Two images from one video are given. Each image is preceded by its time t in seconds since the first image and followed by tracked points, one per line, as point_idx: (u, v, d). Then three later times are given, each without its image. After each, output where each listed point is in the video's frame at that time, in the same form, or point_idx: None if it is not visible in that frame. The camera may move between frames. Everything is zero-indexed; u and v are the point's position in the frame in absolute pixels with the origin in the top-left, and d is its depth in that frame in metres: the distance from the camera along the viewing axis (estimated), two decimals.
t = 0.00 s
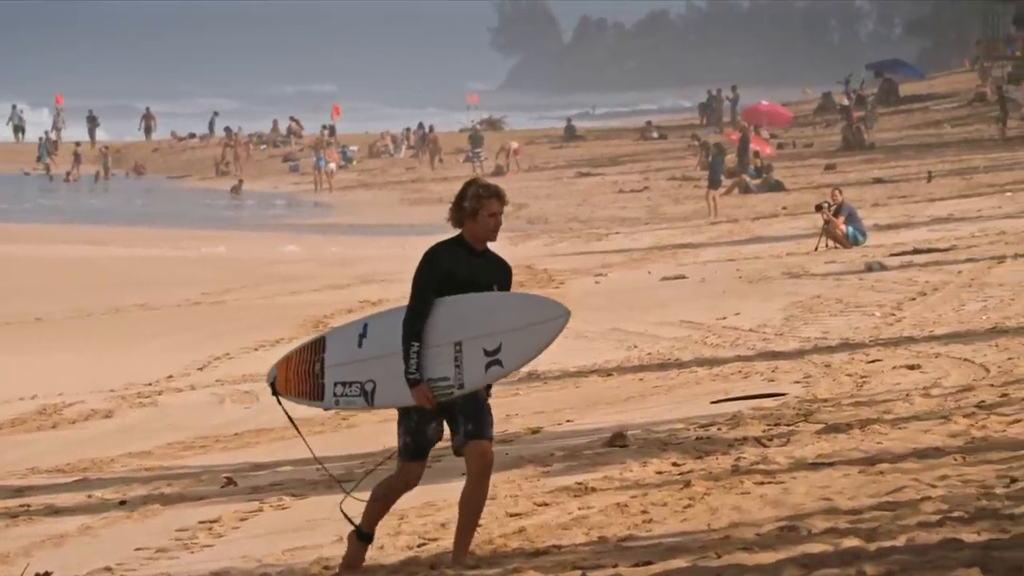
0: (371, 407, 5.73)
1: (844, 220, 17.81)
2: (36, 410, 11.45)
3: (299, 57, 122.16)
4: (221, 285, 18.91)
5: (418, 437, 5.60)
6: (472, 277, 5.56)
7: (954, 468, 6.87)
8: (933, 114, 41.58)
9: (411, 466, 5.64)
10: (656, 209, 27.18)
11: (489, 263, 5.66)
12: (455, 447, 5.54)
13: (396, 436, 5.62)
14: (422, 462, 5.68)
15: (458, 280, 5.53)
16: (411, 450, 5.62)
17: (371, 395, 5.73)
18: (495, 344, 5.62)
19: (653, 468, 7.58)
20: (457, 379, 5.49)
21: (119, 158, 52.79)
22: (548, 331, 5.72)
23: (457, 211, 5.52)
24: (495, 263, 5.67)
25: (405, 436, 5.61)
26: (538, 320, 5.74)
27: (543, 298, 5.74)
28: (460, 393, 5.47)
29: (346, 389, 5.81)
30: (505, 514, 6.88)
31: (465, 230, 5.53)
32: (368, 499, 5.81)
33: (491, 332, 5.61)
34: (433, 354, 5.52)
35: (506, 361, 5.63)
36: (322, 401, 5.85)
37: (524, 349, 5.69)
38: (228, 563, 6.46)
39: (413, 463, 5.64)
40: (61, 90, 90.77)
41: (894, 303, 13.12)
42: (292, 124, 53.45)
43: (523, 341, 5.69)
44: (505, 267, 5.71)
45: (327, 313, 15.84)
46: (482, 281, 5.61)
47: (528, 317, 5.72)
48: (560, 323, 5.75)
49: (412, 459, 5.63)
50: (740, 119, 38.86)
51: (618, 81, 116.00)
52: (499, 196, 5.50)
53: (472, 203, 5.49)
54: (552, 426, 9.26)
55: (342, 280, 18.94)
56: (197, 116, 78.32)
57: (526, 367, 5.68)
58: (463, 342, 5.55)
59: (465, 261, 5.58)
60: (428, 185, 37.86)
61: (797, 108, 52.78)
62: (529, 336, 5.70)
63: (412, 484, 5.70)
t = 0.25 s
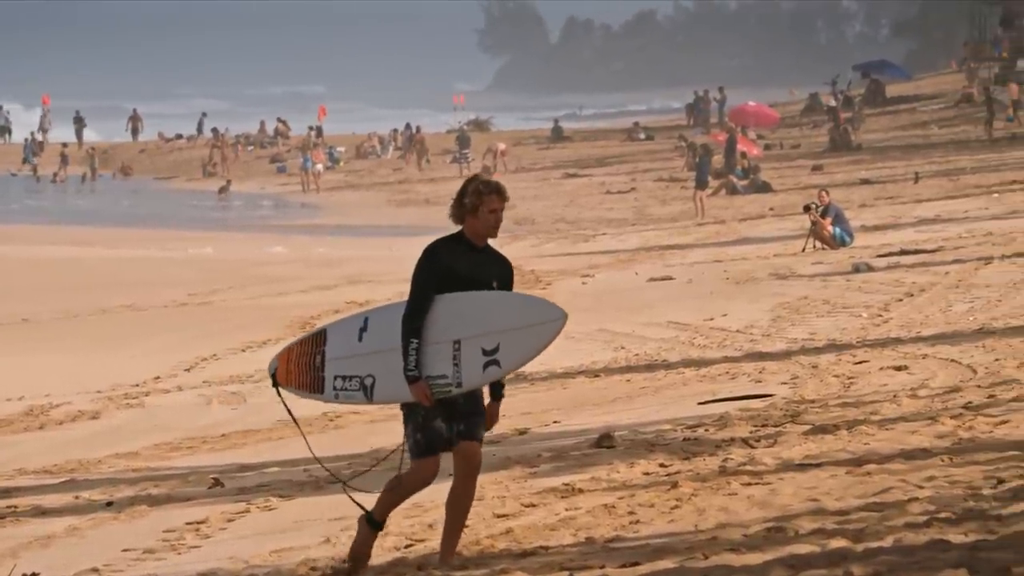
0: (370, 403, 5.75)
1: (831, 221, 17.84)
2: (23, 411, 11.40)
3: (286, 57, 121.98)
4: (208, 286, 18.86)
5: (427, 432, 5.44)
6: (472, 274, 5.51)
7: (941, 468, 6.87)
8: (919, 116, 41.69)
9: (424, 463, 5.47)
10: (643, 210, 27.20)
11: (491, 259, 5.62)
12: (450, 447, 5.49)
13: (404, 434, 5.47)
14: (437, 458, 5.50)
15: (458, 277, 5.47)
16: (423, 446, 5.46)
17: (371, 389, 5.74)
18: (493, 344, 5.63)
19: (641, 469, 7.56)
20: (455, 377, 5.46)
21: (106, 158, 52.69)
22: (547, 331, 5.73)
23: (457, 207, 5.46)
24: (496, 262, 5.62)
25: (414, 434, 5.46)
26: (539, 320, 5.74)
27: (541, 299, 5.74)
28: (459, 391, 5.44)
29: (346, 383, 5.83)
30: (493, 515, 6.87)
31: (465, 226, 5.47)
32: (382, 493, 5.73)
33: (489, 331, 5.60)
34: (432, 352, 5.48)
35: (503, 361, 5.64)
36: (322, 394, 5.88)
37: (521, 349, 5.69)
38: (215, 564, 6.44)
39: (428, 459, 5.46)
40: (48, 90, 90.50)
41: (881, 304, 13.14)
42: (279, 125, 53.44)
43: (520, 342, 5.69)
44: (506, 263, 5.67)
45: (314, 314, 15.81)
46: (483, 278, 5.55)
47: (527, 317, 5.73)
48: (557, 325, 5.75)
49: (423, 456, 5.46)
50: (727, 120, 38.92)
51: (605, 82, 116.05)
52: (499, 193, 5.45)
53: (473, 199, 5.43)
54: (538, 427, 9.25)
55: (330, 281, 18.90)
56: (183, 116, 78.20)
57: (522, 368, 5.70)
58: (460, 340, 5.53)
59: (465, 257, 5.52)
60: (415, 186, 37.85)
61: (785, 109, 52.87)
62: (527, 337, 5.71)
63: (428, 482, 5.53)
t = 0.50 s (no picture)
0: (369, 398, 5.84)
1: (818, 222, 17.86)
2: (9, 412, 11.36)
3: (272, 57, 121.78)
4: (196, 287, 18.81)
5: (435, 421, 5.43)
6: (471, 271, 5.52)
7: (928, 469, 6.87)
8: (906, 117, 41.80)
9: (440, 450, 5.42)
10: (630, 211, 27.23)
11: (490, 255, 5.63)
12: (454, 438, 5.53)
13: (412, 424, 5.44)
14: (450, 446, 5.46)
15: (456, 272, 5.48)
16: (431, 436, 5.43)
17: (370, 385, 5.83)
18: (491, 342, 5.65)
19: (628, 470, 7.56)
20: (453, 374, 5.48)
21: (93, 159, 52.60)
22: (544, 331, 5.77)
23: (458, 203, 5.47)
24: (496, 258, 5.64)
25: (423, 425, 5.43)
26: (537, 320, 5.79)
27: (537, 299, 5.77)
28: (456, 388, 5.48)
29: (345, 378, 5.92)
30: (480, 516, 6.85)
31: (465, 223, 5.49)
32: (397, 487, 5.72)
33: (487, 330, 5.63)
34: (430, 349, 5.50)
35: (500, 359, 5.66)
36: (322, 388, 5.99)
37: (517, 349, 5.73)
38: (202, 565, 6.41)
39: (440, 448, 5.42)
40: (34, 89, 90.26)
41: (868, 304, 13.16)
42: (267, 126, 53.40)
43: (517, 341, 5.73)
44: (505, 259, 5.69)
45: (301, 315, 15.76)
46: (481, 275, 5.57)
47: (526, 317, 5.77)
48: (554, 323, 5.82)
49: (433, 446, 5.42)
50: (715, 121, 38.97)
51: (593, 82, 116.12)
52: (500, 190, 5.44)
53: (473, 196, 5.44)
54: (526, 428, 9.24)
55: (317, 282, 18.85)
56: (170, 117, 78.06)
57: (519, 367, 5.74)
58: (459, 337, 5.54)
59: (464, 254, 5.53)
60: (402, 187, 37.84)
61: (772, 110, 52.96)
62: (524, 335, 5.76)
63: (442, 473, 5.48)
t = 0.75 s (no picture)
0: (368, 396, 5.90)
1: (804, 223, 17.83)
2: None
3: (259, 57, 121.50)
4: (183, 288, 18.75)
5: (441, 413, 5.46)
6: (470, 271, 5.61)
7: (916, 470, 6.86)
8: (894, 117, 41.85)
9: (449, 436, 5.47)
10: (618, 212, 27.21)
11: (491, 254, 5.71)
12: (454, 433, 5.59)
13: (419, 414, 5.48)
14: (459, 431, 5.50)
15: (455, 272, 5.57)
16: (437, 425, 5.47)
17: (368, 384, 5.89)
18: (488, 342, 5.71)
19: (615, 470, 7.55)
20: (451, 374, 5.56)
21: (80, 160, 52.44)
22: (539, 334, 5.81)
23: (458, 202, 5.51)
24: (497, 257, 5.74)
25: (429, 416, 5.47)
26: (535, 321, 5.83)
27: (535, 300, 5.82)
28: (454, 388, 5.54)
29: (344, 376, 5.98)
30: (467, 517, 6.84)
31: (465, 222, 5.55)
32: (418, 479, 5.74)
33: (485, 329, 5.69)
34: (429, 348, 5.56)
35: (497, 360, 5.73)
36: (322, 387, 6.05)
37: (514, 349, 5.79)
38: (189, 566, 6.39)
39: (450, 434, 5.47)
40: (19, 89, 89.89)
41: (855, 305, 13.16)
42: (253, 127, 53.28)
43: (513, 342, 5.78)
44: (505, 258, 5.77)
45: (289, 316, 15.72)
46: (479, 275, 5.65)
47: (524, 317, 5.81)
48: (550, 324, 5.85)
49: (439, 433, 5.47)
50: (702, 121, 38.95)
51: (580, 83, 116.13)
52: (500, 190, 5.47)
53: (473, 194, 5.47)
54: (514, 428, 9.23)
55: (304, 283, 18.79)
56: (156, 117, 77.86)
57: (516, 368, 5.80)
58: (457, 337, 5.61)
59: (463, 254, 5.61)
60: (389, 188, 37.75)
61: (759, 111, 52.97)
62: (520, 336, 5.80)
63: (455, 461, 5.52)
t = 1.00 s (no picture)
0: (368, 400, 5.82)
1: (792, 223, 17.86)
2: None
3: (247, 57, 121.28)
4: (170, 288, 18.72)
5: (447, 411, 5.48)
6: (470, 273, 5.53)
7: (903, 471, 6.85)
8: (881, 118, 41.92)
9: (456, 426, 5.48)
10: (605, 213, 27.20)
11: (491, 258, 5.62)
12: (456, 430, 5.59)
13: (423, 410, 5.49)
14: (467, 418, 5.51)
15: (455, 275, 5.49)
16: (444, 416, 5.49)
17: (368, 387, 5.81)
18: (486, 346, 5.59)
19: (602, 471, 7.53)
20: (449, 378, 5.48)
21: (67, 160, 52.29)
22: (537, 337, 5.66)
23: (459, 204, 5.45)
24: (497, 259, 5.65)
25: (434, 411, 5.47)
26: (535, 325, 5.68)
27: (534, 304, 5.66)
28: (452, 393, 5.46)
29: (344, 379, 5.88)
30: (455, 518, 6.82)
31: (465, 223, 5.46)
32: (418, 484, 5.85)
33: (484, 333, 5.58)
34: (427, 351, 5.49)
35: (495, 364, 5.61)
36: (321, 390, 5.94)
37: (513, 354, 5.65)
38: (176, 566, 6.36)
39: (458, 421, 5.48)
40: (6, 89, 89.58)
41: (842, 306, 13.17)
42: (241, 127, 53.19)
43: (511, 345, 5.65)
44: (506, 259, 5.67)
45: (277, 316, 15.71)
46: (479, 278, 5.56)
47: (523, 322, 5.66)
48: (548, 328, 5.68)
49: (445, 424, 5.48)
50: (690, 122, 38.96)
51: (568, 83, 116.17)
52: (501, 191, 5.42)
53: (473, 196, 5.41)
54: (501, 429, 9.22)
55: (292, 283, 18.78)
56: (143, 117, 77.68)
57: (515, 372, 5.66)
58: (455, 341, 5.53)
59: (463, 256, 5.53)
60: (377, 188, 37.69)
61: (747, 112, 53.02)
62: (519, 340, 5.66)
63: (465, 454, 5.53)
